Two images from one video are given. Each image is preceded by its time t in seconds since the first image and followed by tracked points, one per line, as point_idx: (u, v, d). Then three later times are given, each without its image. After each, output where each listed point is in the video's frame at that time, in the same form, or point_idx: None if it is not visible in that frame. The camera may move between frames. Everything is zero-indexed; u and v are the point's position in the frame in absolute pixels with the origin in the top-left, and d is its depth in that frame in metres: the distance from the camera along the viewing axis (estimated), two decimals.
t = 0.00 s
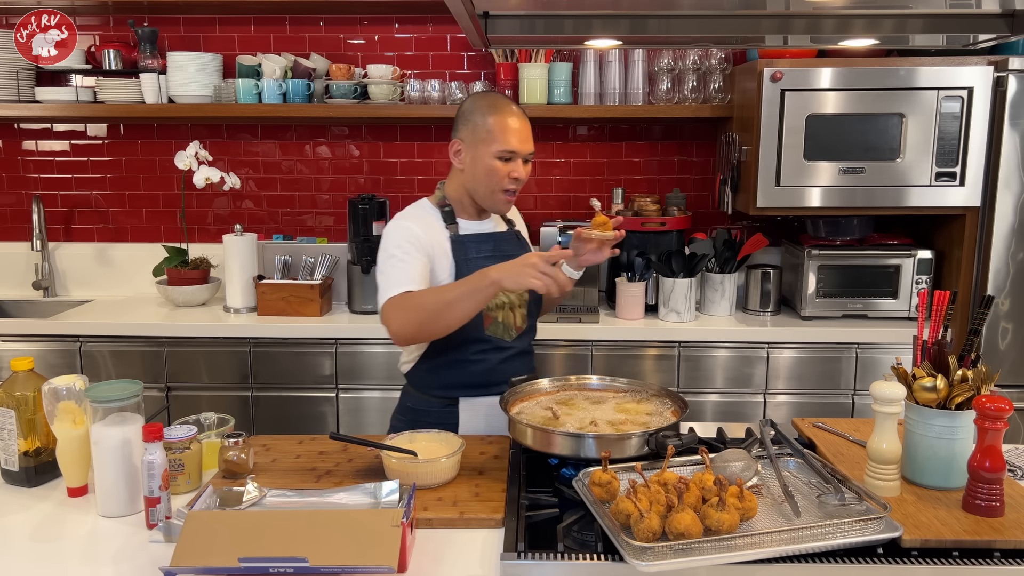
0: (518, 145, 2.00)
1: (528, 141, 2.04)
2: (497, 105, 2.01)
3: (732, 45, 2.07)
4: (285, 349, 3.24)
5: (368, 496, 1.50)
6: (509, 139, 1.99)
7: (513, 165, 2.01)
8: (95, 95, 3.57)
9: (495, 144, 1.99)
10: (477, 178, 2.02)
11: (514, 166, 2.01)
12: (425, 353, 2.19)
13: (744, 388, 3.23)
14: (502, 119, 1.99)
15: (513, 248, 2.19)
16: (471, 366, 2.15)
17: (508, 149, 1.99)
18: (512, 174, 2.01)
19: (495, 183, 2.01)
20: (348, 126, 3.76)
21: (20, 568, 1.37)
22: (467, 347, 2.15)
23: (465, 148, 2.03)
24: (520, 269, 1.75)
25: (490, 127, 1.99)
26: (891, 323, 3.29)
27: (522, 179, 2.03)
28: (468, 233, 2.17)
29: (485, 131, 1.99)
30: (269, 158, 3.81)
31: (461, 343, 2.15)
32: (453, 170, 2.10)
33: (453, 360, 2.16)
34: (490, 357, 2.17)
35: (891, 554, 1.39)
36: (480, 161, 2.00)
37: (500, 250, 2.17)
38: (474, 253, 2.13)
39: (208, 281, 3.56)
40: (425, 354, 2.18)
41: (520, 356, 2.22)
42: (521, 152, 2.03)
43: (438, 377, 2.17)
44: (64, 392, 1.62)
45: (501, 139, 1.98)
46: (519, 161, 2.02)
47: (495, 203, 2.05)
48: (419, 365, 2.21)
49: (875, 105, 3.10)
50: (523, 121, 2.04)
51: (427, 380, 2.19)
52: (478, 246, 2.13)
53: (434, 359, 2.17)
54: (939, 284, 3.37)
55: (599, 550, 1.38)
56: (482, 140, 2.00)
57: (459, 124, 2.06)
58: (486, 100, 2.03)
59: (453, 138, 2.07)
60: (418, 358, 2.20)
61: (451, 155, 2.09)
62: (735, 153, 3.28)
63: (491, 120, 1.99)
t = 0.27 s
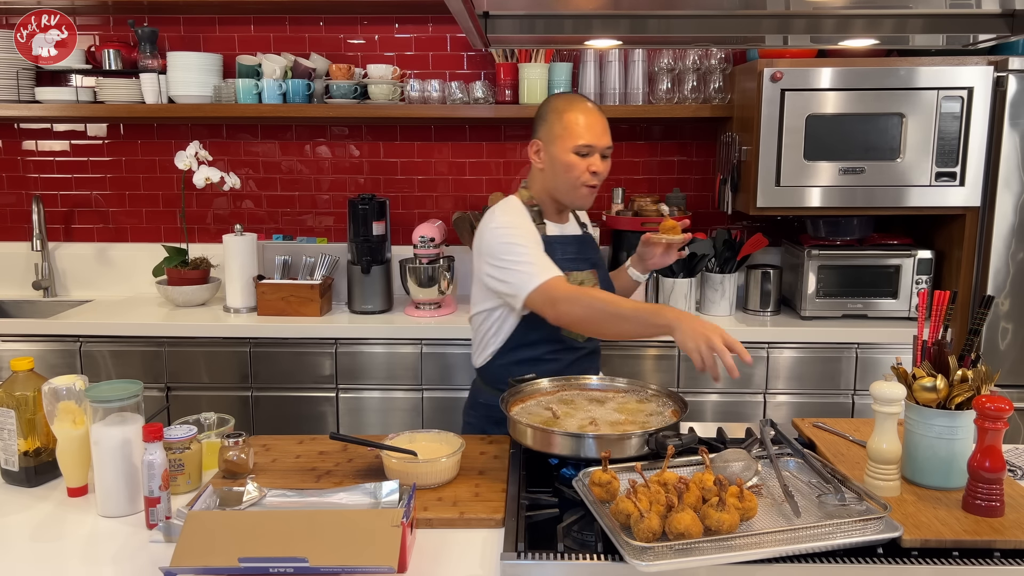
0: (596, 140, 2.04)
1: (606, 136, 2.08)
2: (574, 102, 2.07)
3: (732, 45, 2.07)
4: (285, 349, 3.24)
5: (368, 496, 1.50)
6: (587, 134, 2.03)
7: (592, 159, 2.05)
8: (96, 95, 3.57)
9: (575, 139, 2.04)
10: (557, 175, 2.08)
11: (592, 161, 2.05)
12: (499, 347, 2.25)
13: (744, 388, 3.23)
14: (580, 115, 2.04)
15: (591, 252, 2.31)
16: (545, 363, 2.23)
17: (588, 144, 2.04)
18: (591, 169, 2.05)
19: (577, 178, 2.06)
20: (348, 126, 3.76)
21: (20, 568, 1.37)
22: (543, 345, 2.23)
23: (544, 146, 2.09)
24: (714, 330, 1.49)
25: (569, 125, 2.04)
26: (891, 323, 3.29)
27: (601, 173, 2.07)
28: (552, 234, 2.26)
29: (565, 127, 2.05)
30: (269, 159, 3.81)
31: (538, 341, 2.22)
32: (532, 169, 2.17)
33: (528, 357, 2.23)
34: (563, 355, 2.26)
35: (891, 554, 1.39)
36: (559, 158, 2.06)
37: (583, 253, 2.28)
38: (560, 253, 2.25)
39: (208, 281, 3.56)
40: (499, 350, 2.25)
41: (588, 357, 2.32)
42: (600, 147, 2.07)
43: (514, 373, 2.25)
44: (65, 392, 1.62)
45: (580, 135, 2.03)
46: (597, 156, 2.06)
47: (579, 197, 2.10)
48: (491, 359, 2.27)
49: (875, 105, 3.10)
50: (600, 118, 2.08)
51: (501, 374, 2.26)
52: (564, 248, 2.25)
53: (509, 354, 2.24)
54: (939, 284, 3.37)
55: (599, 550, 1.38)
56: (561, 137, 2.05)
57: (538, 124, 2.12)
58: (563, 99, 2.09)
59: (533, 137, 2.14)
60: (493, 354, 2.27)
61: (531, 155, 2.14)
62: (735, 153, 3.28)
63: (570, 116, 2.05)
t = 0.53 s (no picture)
0: (648, 146, 2.02)
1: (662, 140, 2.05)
2: (629, 107, 2.05)
3: (732, 45, 2.07)
4: (285, 349, 3.24)
5: (368, 496, 1.50)
6: (638, 140, 2.02)
7: (645, 165, 2.04)
8: (96, 95, 3.57)
9: (627, 146, 2.03)
10: (611, 180, 2.08)
11: (645, 167, 2.04)
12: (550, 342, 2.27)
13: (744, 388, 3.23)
14: (634, 120, 2.03)
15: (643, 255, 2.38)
16: (593, 362, 2.27)
17: (638, 151, 2.02)
18: (644, 174, 2.04)
19: (629, 183, 2.06)
20: (348, 126, 3.76)
21: (21, 568, 1.37)
22: (593, 344, 2.26)
23: (599, 151, 2.10)
24: (780, 401, 1.56)
25: (621, 131, 2.04)
26: (891, 323, 3.29)
27: (654, 178, 2.06)
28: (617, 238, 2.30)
29: (618, 133, 2.04)
30: (269, 159, 3.81)
31: (591, 340, 2.25)
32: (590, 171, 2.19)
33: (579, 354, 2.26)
34: (610, 355, 2.30)
35: (891, 554, 1.39)
36: (612, 164, 2.06)
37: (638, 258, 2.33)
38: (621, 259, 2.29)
39: (208, 281, 3.56)
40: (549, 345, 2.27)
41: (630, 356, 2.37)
42: (653, 152, 2.04)
43: (561, 369, 2.28)
44: (64, 392, 1.62)
45: (633, 141, 2.02)
46: (651, 162, 2.04)
47: (633, 201, 2.11)
48: (539, 352, 2.30)
49: (875, 105, 3.10)
50: (657, 122, 2.05)
51: (548, 368, 2.29)
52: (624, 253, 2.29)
53: (560, 349, 2.27)
54: (939, 284, 3.37)
55: (599, 550, 1.38)
56: (613, 144, 2.05)
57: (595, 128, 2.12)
58: (618, 103, 2.07)
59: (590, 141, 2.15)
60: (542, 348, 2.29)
61: (589, 159, 2.16)
62: (735, 153, 3.28)
63: (622, 123, 2.04)
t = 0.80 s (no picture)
0: (664, 148, 2.01)
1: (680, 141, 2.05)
2: (647, 107, 2.04)
3: (732, 45, 2.07)
4: (285, 349, 3.24)
5: (368, 496, 1.50)
6: (655, 141, 2.02)
7: (662, 166, 2.04)
8: (96, 95, 3.57)
9: (644, 147, 2.03)
10: (627, 181, 2.09)
11: (661, 168, 2.04)
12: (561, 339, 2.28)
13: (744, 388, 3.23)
14: (653, 121, 2.02)
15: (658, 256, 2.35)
16: (602, 360, 2.27)
17: (655, 152, 2.02)
18: (660, 176, 2.04)
19: (645, 184, 2.06)
20: (348, 126, 3.76)
21: (20, 568, 1.37)
22: (603, 343, 2.26)
23: (616, 151, 2.11)
24: (785, 397, 1.53)
25: (638, 132, 2.03)
26: (891, 323, 3.29)
27: (671, 179, 2.06)
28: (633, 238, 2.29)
29: (636, 134, 2.04)
30: (269, 158, 3.81)
31: (601, 339, 2.25)
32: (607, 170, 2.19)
33: (589, 352, 2.27)
34: (621, 355, 2.28)
35: (891, 554, 1.39)
36: (628, 165, 2.06)
37: (654, 258, 2.30)
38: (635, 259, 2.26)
39: (208, 281, 3.56)
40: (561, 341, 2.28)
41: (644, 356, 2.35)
42: (670, 153, 2.04)
43: (571, 366, 2.29)
44: (64, 392, 1.62)
45: (650, 143, 2.02)
46: (668, 163, 2.04)
47: (649, 202, 2.11)
48: (550, 348, 2.30)
49: (875, 105, 3.10)
50: (676, 123, 2.04)
51: (559, 365, 2.30)
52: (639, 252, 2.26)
53: (571, 347, 2.27)
54: (939, 284, 3.38)
55: (599, 550, 1.38)
56: (630, 145, 2.05)
57: (613, 128, 2.13)
58: (637, 103, 2.07)
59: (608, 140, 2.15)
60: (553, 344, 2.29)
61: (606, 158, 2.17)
62: (735, 153, 3.29)
63: (639, 123, 2.03)
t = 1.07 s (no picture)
0: (654, 144, 2.01)
1: (671, 137, 2.05)
2: (637, 103, 2.04)
3: (732, 44, 2.07)
4: (285, 349, 3.24)
5: (368, 496, 1.50)
6: (645, 137, 2.01)
7: (654, 162, 2.04)
8: (96, 95, 3.57)
9: (636, 143, 2.03)
10: (618, 177, 2.09)
11: (653, 164, 2.03)
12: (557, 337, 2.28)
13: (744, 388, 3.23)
14: (644, 117, 2.02)
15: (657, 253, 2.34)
16: (598, 358, 2.26)
17: (645, 148, 2.02)
18: (652, 172, 2.04)
19: (636, 180, 2.06)
20: (348, 126, 3.76)
21: (20, 568, 1.37)
22: (599, 341, 2.25)
23: (608, 148, 2.11)
24: (759, 378, 1.48)
25: (630, 128, 2.03)
26: (891, 323, 3.29)
27: (662, 175, 2.05)
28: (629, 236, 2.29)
29: (627, 130, 2.04)
30: (269, 158, 3.81)
31: (596, 337, 2.24)
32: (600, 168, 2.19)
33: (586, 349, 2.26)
34: (618, 353, 2.27)
35: (891, 554, 1.39)
36: (619, 162, 2.06)
37: (650, 257, 2.31)
38: (631, 256, 2.27)
39: (208, 281, 3.56)
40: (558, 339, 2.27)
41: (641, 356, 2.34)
42: (661, 149, 2.04)
43: (567, 365, 2.28)
44: (65, 392, 1.62)
45: (641, 139, 2.02)
46: (659, 159, 2.04)
47: (641, 199, 2.10)
48: (547, 347, 2.30)
49: (875, 105, 3.10)
50: (667, 118, 2.04)
51: (555, 363, 2.29)
52: (635, 250, 2.27)
53: (567, 345, 2.27)
54: (939, 284, 3.38)
55: (599, 550, 1.38)
56: (621, 141, 2.05)
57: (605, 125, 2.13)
58: (627, 99, 2.07)
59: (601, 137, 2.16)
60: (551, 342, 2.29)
61: (599, 155, 2.17)
62: (735, 153, 3.28)
63: (629, 119, 2.04)
